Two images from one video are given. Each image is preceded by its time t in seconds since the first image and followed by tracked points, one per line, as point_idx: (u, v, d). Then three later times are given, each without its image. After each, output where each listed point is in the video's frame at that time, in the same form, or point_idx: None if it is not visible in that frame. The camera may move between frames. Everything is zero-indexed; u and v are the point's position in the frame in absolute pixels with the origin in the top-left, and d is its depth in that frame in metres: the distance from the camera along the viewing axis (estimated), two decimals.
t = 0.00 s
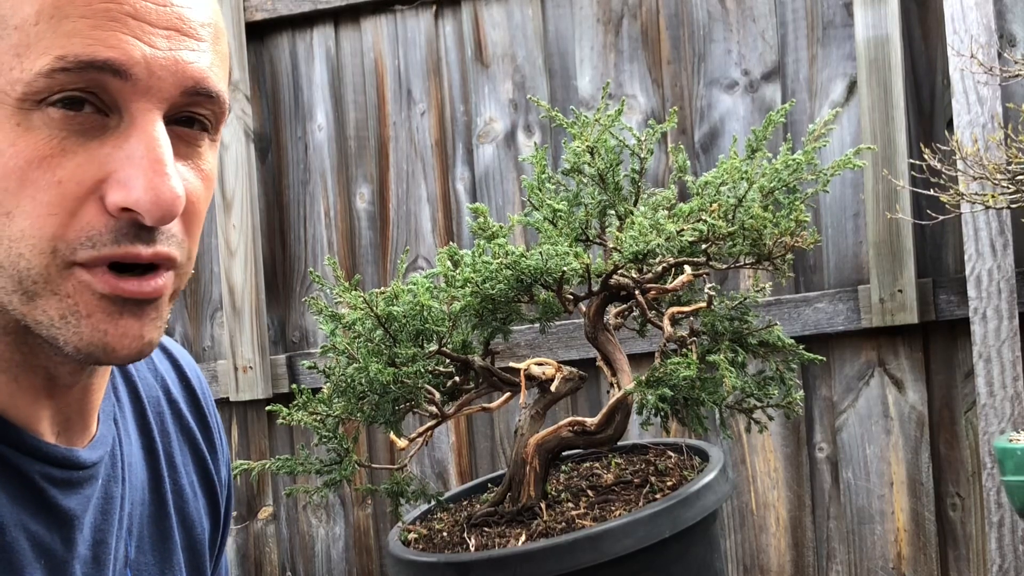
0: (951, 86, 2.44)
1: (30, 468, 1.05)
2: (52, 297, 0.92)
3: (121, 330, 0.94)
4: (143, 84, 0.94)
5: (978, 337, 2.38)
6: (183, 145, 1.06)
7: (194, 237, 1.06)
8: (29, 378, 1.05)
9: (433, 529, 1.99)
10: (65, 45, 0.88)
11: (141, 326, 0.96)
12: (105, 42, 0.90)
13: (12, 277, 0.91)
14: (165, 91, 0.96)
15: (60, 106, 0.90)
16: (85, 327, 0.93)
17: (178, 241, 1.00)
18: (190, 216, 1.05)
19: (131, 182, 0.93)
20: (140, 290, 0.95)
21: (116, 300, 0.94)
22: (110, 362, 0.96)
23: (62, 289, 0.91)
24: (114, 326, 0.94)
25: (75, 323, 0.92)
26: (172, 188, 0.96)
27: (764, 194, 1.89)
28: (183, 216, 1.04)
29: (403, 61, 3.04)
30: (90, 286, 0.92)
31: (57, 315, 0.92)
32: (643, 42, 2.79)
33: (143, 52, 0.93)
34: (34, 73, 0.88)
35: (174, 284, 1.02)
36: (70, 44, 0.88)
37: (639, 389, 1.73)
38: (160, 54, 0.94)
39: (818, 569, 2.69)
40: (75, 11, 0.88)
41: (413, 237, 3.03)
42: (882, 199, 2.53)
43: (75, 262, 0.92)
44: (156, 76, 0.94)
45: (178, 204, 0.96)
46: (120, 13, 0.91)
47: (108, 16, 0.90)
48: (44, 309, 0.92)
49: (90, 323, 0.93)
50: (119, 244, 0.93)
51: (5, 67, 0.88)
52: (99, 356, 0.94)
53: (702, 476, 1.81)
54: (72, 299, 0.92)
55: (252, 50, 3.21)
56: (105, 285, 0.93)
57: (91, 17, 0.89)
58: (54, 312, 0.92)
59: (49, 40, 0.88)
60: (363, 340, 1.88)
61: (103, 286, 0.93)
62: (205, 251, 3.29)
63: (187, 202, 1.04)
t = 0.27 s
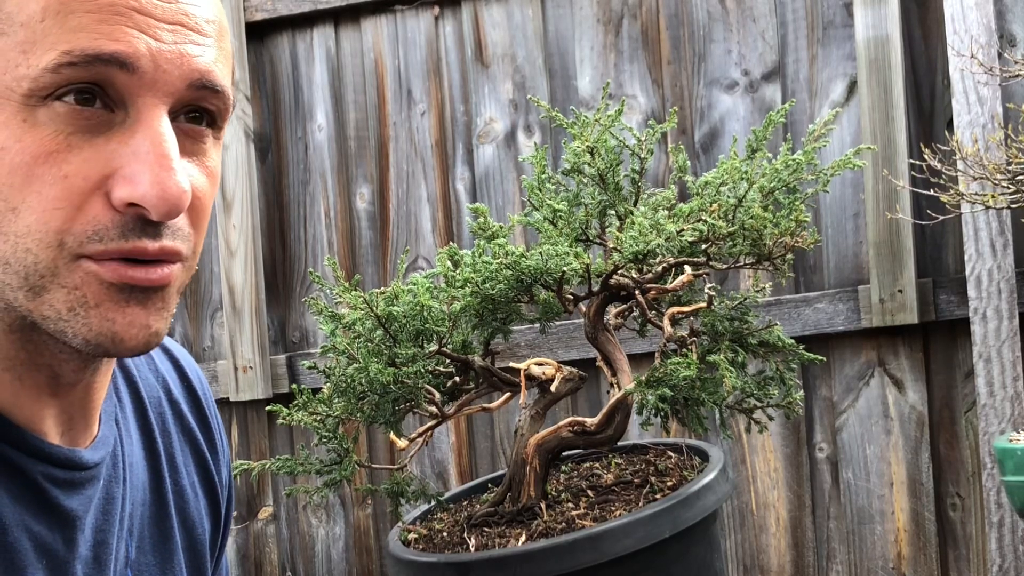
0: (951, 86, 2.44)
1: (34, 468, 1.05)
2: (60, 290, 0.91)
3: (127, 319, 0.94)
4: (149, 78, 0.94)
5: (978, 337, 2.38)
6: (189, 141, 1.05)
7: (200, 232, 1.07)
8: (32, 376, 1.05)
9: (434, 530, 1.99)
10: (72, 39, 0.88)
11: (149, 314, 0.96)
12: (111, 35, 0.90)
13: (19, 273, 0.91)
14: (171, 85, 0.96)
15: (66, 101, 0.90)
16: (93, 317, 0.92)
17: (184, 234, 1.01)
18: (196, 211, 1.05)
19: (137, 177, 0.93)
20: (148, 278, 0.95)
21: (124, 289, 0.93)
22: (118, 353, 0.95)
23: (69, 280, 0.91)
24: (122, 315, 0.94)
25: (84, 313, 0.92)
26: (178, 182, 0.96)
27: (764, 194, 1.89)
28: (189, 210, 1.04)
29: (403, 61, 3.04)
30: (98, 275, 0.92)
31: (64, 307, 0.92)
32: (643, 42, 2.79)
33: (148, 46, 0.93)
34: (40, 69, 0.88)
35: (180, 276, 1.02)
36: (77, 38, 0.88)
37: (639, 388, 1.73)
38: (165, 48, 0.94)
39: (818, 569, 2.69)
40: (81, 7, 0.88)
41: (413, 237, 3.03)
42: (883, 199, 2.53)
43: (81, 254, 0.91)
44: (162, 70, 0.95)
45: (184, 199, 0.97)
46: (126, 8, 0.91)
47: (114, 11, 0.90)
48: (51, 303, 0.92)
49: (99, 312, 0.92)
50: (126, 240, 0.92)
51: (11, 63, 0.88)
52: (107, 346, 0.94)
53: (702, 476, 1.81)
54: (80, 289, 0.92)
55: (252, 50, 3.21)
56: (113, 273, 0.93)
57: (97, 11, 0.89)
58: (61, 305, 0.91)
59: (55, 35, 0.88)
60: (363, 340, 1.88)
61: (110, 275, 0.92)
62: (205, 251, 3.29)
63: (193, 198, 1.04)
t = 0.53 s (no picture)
0: (951, 86, 2.44)
1: (31, 469, 1.05)
2: (58, 289, 0.91)
3: (126, 318, 0.94)
4: (147, 77, 0.94)
5: (978, 337, 2.38)
6: (185, 142, 1.05)
7: (198, 231, 1.07)
8: (30, 377, 1.05)
9: (434, 530, 1.99)
10: (70, 39, 0.88)
11: (147, 314, 0.96)
12: (108, 35, 0.90)
13: (18, 272, 0.91)
14: (170, 84, 0.96)
15: (65, 101, 0.90)
16: (92, 316, 0.92)
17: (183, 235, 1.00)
18: (195, 210, 1.05)
19: (135, 176, 0.93)
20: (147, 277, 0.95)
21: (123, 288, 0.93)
22: (116, 353, 0.95)
23: (68, 279, 0.91)
24: (120, 315, 0.94)
25: (83, 312, 0.92)
26: (176, 181, 0.96)
27: (764, 194, 1.89)
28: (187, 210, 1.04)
29: (403, 61, 3.04)
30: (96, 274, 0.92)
31: (63, 306, 0.92)
32: (643, 42, 2.79)
33: (146, 45, 0.93)
34: (38, 68, 0.88)
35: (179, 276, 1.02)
36: (74, 37, 0.88)
37: (639, 388, 1.73)
38: (163, 47, 0.94)
39: (818, 569, 2.69)
40: (79, 6, 0.88)
41: (413, 237, 3.03)
42: (883, 199, 2.53)
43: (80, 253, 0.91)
44: (160, 69, 0.94)
45: (182, 198, 0.97)
46: (124, 7, 0.91)
47: (113, 10, 0.90)
48: (50, 302, 0.92)
49: (97, 311, 0.92)
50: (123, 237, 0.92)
51: (10, 61, 0.88)
52: (106, 346, 0.94)
53: (702, 476, 1.81)
54: (79, 288, 0.91)
55: (251, 50, 3.21)
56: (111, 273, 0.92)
57: (96, 10, 0.89)
58: (61, 303, 0.91)
59: (53, 35, 0.88)
60: (363, 340, 1.88)
61: (108, 275, 0.92)
62: (205, 251, 3.29)
63: (191, 197, 1.04)
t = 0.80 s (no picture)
0: (951, 86, 2.44)
1: (29, 470, 1.05)
2: (60, 278, 0.91)
3: (129, 311, 0.94)
4: (152, 74, 0.94)
5: (978, 337, 2.38)
6: (190, 138, 1.05)
7: (201, 221, 1.07)
8: (31, 372, 1.05)
9: (433, 529, 1.99)
10: (75, 34, 0.88)
11: (149, 304, 0.96)
12: (114, 31, 0.90)
13: (20, 263, 0.90)
14: (175, 81, 0.96)
15: (70, 95, 0.90)
16: (92, 306, 0.92)
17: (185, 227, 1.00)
18: (198, 203, 1.05)
19: (141, 170, 0.93)
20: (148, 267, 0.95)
21: (124, 278, 0.93)
22: (119, 344, 0.95)
23: (69, 269, 0.91)
24: (122, 306, 0.94)
25: (83, 302, 0.92)
26: (180, 176, 0.96)
27: (764, 194, 1.89)
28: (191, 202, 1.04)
29: (403, 61, 3.04)
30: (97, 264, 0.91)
31: (64, 296, 0.91)
32: (643, 42, 2.79)
33: (152, 42, 0.93)
34: (44, 63, 0.88)
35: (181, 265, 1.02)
36: (80, 33, 0.88)
37: (639, 388, 1.73)
38: (168, 45, 0.94)
39: (818, 569, 2.69)
40: (85, 2, 0.88)
41: (413, 237, 3.03)
42: (883, 199, 2.53)
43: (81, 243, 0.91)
44: (166, 66, 0.95)
45: (187, 192, 0.97)
46: (130, 3, 0.91)
47: (119, 7, 0.90)
48: (51, 291, 0.91)
49: (98, 302, 0.92)
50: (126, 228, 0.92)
51: (14, 56, 0.88)
52: (108, 338, 0.94)
53: (702, 476, 1.81)
54: (80, 279, 0.91)
55: (252, 49, 3.21)
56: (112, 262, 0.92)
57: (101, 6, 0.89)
58: (62, 293, 0.91)
59: (58, 30, 0.88)
60: (363, 340, 1.88)
61: (109, 265, 0.92)
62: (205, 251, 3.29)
63: (195, 191, 1.04)
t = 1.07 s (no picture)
0: (951, 85, 2.44)
1: (30, 469, 1.04)
2: (59, 275, 0.91)
3: (126, 313, 0.94)
4: (154, 67, 0.94)
5: (978, 337, 2.38)
6: (190, 131, 1.06)
7: (200, 223, 1.07)
8: (32, 372, 1.05)
9: (433, 530, 1.99)
10: (76, 28, 0.88)
11: (145, 307, 0.95)
12: (116, 24, 0.90)
13: (19, 258, 0.90)
14: (176, 74, 0.96)
15: (71, 88, 0.90)
16: (89, 306, 0.92)
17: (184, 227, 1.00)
18: (196, 200, 1.05)
19: (141, 161, 0.93)
20: (145, 270, 0.94)
21: (123, 279, 0.93)
22: (114, 345, 0.95)
23: (67, 267, 0.91)
24: (118, 307, 0.93)
25: (80, 302, 0.92)
26: (180, 167, 0.96)
27: (764, 194, 1.89)
28: (190, 200, 1.04)
29: (403, 61, 3.04)
30: (95, 264, 0.91)
31: (61, 294, 0.91)
32: (643, 42, 2.79)
33: (154, 36, 0.93)
34: (45, 55, 0.88)
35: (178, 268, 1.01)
36: (82, 27, 0.88)
37: (639, 388, 1.73)
38: (170, 38, 0.95)
39: (818, 569, 2.69)
40: None
41: (413, 237, 3.04)
42: (882, 198, 2.53)
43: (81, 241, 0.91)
44: (167, 58, 0.95)
45: (187, 183, 0.97)
46: None
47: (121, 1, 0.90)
48: (49, 288, 0.91)
49: (94, 303, 0.92)
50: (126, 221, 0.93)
51: (16, 49, 0.88)
52: (104, 339, 0.94)
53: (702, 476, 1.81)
54: (78, 277, 0.91)
55: (251, 49, 3.21)
56: (111, 263, 0.92)
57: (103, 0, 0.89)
58: (59, 291, 0.91)
59: (60, 24, 0.88)
60: (363, 340, 1.88)
61: (108, 266, 0.92)
62: (205, 251, 3.29)
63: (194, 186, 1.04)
